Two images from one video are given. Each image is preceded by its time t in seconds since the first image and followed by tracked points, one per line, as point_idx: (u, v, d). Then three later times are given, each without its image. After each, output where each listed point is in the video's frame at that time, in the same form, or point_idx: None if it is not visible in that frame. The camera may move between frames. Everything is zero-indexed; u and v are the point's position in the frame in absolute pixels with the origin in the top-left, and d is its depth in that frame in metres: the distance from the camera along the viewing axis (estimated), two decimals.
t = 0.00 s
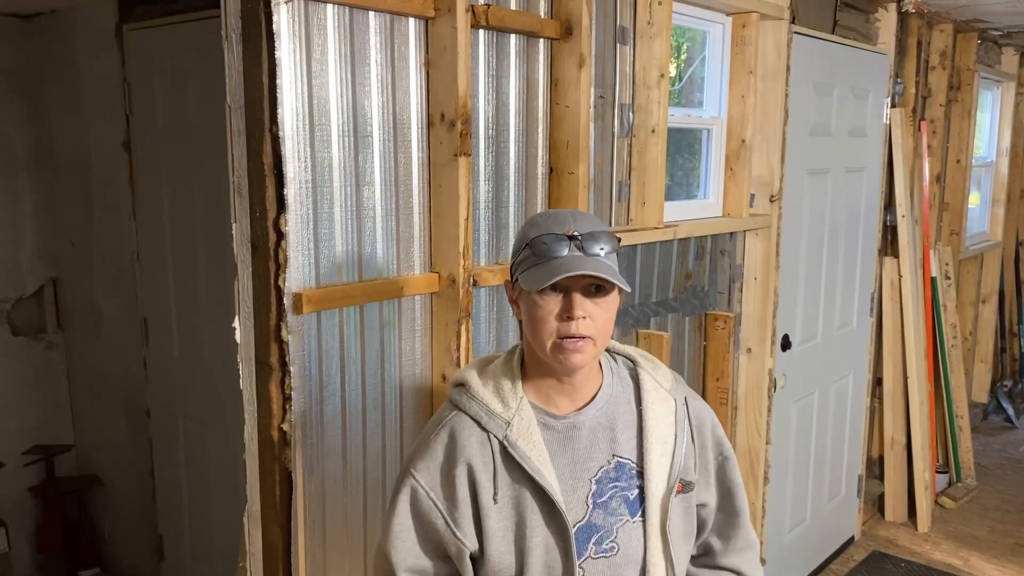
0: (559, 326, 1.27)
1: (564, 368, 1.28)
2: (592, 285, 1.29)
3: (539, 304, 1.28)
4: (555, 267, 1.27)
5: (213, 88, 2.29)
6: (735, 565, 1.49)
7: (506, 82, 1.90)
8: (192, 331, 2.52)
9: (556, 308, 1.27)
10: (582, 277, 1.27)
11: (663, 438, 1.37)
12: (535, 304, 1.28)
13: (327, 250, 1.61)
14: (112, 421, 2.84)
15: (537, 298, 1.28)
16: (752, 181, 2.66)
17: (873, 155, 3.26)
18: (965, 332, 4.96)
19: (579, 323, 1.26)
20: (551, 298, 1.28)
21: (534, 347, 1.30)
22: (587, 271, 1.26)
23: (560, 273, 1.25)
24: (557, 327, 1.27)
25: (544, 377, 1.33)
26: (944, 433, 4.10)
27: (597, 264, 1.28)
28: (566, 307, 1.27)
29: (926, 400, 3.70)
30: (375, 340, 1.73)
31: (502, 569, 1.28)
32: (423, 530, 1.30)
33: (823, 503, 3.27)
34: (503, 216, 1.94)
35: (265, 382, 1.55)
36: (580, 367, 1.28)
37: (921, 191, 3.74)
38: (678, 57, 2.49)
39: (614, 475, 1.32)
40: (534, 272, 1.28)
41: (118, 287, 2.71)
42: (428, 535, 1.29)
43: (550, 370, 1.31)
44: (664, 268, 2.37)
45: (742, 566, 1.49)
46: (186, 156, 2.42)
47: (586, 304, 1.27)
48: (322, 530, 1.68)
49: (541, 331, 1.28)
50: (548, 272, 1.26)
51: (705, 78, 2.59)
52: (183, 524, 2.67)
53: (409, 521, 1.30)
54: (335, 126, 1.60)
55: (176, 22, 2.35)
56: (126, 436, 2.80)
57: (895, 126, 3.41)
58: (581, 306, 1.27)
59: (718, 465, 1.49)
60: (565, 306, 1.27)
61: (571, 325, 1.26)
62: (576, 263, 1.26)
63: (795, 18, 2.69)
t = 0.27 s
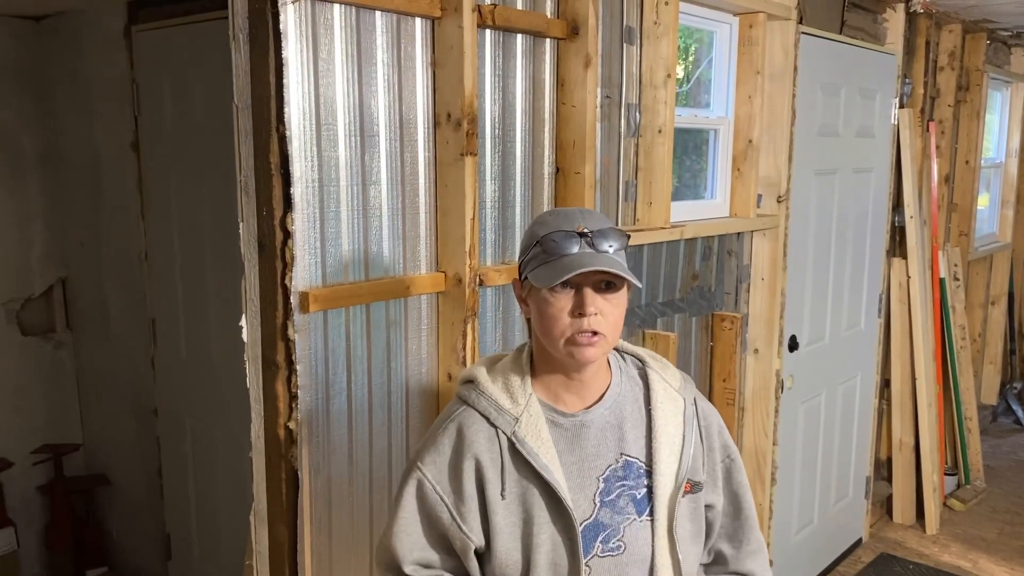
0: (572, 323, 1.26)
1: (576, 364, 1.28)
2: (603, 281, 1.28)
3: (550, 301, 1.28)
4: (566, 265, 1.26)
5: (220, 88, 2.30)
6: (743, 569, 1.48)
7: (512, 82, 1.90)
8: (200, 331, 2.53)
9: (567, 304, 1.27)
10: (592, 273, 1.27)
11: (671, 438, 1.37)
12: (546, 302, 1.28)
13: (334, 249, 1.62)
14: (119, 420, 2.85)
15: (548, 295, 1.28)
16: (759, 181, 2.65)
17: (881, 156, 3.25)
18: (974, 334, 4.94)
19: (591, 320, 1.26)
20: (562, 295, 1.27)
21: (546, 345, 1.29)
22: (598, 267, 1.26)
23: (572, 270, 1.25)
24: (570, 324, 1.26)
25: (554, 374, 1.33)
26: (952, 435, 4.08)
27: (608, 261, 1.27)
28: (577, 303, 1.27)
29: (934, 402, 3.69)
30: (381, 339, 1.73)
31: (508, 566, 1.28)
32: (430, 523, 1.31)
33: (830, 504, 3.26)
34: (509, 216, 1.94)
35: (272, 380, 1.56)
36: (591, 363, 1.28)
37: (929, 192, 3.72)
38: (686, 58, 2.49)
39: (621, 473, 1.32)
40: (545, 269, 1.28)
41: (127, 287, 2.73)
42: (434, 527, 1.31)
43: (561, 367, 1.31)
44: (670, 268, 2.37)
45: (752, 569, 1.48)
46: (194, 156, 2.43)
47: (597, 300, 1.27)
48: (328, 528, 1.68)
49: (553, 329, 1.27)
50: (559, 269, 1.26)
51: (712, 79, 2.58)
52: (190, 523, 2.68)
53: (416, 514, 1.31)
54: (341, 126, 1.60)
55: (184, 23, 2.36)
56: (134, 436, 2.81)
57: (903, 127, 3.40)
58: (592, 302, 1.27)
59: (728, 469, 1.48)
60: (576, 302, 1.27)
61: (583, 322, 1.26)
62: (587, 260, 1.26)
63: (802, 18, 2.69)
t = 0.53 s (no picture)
0: (590, 324, 1.26)
1: (592, 365, 1.28)
2: (620, 282, 1.29)
3: (567, 303, 1.28)
4: (585, 267, 1.27)
5: (230, 90, 2.31)
6: (751, 572, 1.48)
7: (521, 83, 1.91)
8: (209, 331, 2.54)
9: (585, 306, 1.27)
10: (611, 276, 1.28)
11: (682, 438, 1.37)
12: (564, 303, 1.28)
13: (343, 250, 1.63)
14: (129, 420, 2.87)
15: (566, 297, 1.28)
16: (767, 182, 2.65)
17: (889, 156, 3.24)
18: (982, 335, 4.93)
19: (610, 321, 1.26)
20: (580, 296, 1.27)
21: (561, 346, 1.29)
22: (619, 270, 1.26)
23: (593, 272, 1.25)
24: (587, 325, 1.26)
25: (567, 375, 1.33)
26: (961, 436, 4.07)
27: (626, 262, 1.28)
28: (596, 305, 1.27)
29: (943, 403, 3.68)
30: (391, 339, 1.74)
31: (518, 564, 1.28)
32: (432, 515, 1.29)
33: (838, 505, 3.25)
34: (518, 217, 1.94)
35: (282, 381, 1.56)
36: (607, 364, 1.29)
37: (937, 192, 3.71)
38: (693, 59, 2.49)
39: (633, 473, 1.32)
40: (563, 271, 1.28)
41: (136, 287, 2.74)
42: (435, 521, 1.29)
43: (575, 369, 1.31)
44: (678, 268, 2.37)
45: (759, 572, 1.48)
46: (203, 158, 2.44)
47: (615, 302, 1.27)
48: (338, 527, 1.68)
49: (570, 330, 1.27)
50: (579, 271, 1.26)
51: (720, 82, 2.59)
52: (199, 523, 2.69)
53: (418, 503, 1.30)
54: (351, 127, 1.61)
55: (194, 25, 2.37)
56: (143, 436, 2.83)
57: (912, 127, 3.39)
58: (610, 304, 1.27)
59: (736, 470, 1.49)
60: (595, 304, 1.27)
61: (601, 323, 1.26)
62: (607, 262, 1.27)
63: (810, 19, 2.68)
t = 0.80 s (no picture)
0: (614, 321, 1.26)
1: (612, 362, 1.28)
2: (637, 277, 1.29)
3: (588, 301, 1.27)
4: (609, 266, 1.27)
5: (234, 89, 2.32)
6: (755, 571, 1.48)
7: (525, 82, 1.91)
8: (214, 330, 2.54)
9: (609, 303, 1.27)
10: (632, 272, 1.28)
11: (687, 432, 1.37)
12: (586, 302, 1.27)
13: (349, 249, 1.63)
14: (134, 420, 2.87)
15: (589, 295, 1.27)
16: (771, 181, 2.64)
17: (894, 155, 3.24)
18: (987, 334, 4.92)
19: (633, 317, 1.26)
20: (603, 294, 1.26)
21: (583, 344, 1.28)
22: (643, 266, 1.27)
23: (619, 270, 1.25)
24: (611, 322, 1.26)
25: (583, 371, 1.32)
26: (966, 435, 4.06)
27: (645, 258, 1.29)
28: (619, 301, 1.27)
29: (948, 402, 3.67)
30: (395, 337, 1.74)
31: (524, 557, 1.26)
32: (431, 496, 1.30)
33: (843, 505, 3.25)
34: (523, 216, 1.94)
35: (287, 380, 1.56)
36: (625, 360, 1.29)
37: (942, 191, 3.70)
38: (697, 58, 2.49)
39: (638, 467, 1.32)
40: (584, 271, 1.27)
41: (141, 287, 2.75)
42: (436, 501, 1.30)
43: (593, 366, 1.31)
44: (683, 267, 2.36)
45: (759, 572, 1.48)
46: (208, 157, 2.45)
47: (636, 297, 1.28)
48: (342, 525, 1.68)
49: (594, 328, 1.26)
50: (604, 270, 1.26)
51: (724, 79, 2.58)
52: (205, 522, 2.70)
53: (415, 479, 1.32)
54: (356, 126, 1.61)
55: (199, 25, 2.38)
56: (148, 435, 2.83)
57: (917, 126, 3.38)
58: (633, 300, 1.27)
59: (740, 465, 1.49)
60: (617, 301, 1.27)
61: (625, 319, 1.26)
62: (630, 260, 1.27)
63: (815, 18, 2.68)
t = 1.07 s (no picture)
0: (613, 315, 1.26)
1: (613, 357, 1.27)
2: (633, 271, 1.30)
3: (586, 296, 1.27)
4: (603, 258, 1.27)
5: (235, 90, 2.32)
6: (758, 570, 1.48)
7: (526, 82, 1.90)
8: (215, 330, 2.54)
9: (606, 297, 1.27)
10: (628, 265, 1.29)
11: (691, 431, 1.37)
12: (584, 297, 1.27)
13: (349, 250, 1.63)
14: (135, 420, 2.87)
15: (586, 290, 1.27)
16: (772, 181, 2.64)
17: (896, 154, 3.23)
18: (989, 334, 4.91)
19: (632, 310, 1.26)
20: (599, 288, 1.27)
21: (584, 340, 1.28)
22: (636, 257, 1.28)
23: (613, 261, 1.26)
24: (610, 316, 1.26)
25: (587, 367, 1.32)
26: (968, 435, 4.05)
27: (639, 251, 1.30)
28: (616, 295, 1.27)
29: (950, 402, 3.66)
30: (396, 337, 1.74)
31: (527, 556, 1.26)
32: (434, 503, 1.26)
33: (845, 505, 3.24)
34: (523, 216, 1.94)
35: (287, 380, 1.56)
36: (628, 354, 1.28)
37: (945, 190, 3.70)
38: (698, 58, 2.48)
39: (642, 466, 1.32)
40: (580, 265, 1.28)
41: (143, 287, 2.75)
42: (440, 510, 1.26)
43: (595, 361, 1.30)
44: (684, 266, 2.36)
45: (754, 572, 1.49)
46: (209, 157, 2.45)
47: (634, 291, 1.28)
48: (344, 525, 1.68)
49: (592, 323, 1.26)
50: (598, 263, 1.26)
51: (725, 79, 2.58)
52: (206, 521, 2.70)
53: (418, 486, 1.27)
54: (357, 127, 1.61)
55: (200, 25, 2.38)
56: (149, 435, 2.83)
57: (918, 125, 3.38)
58: (630, 293, 1.27)
59: (740, 466, 1.49)
60: (614, 294, 1.27)
61: (624, 312, 1.26)
62: (624, 252, 1.28)
63: (816, 17, 2.68)
